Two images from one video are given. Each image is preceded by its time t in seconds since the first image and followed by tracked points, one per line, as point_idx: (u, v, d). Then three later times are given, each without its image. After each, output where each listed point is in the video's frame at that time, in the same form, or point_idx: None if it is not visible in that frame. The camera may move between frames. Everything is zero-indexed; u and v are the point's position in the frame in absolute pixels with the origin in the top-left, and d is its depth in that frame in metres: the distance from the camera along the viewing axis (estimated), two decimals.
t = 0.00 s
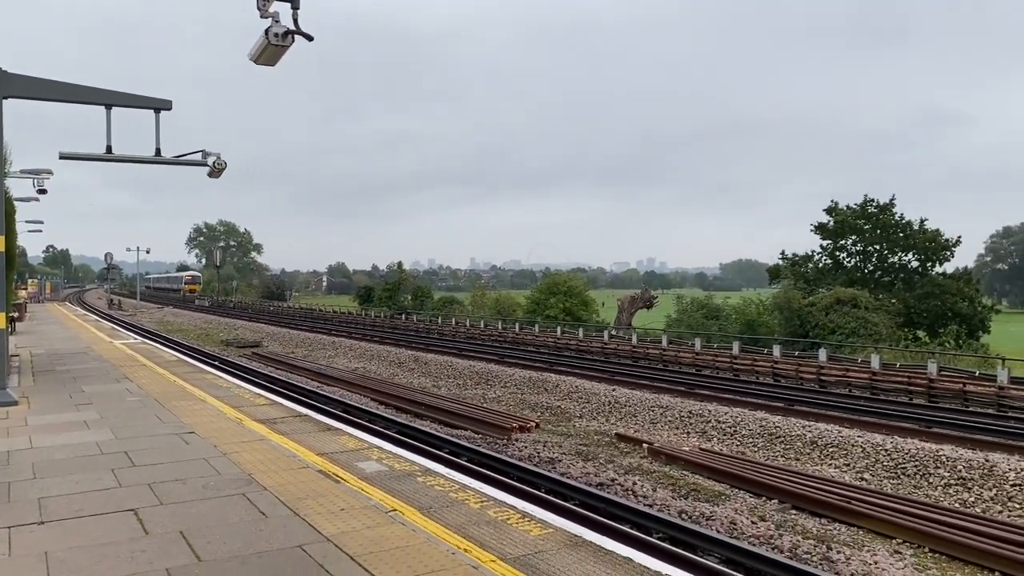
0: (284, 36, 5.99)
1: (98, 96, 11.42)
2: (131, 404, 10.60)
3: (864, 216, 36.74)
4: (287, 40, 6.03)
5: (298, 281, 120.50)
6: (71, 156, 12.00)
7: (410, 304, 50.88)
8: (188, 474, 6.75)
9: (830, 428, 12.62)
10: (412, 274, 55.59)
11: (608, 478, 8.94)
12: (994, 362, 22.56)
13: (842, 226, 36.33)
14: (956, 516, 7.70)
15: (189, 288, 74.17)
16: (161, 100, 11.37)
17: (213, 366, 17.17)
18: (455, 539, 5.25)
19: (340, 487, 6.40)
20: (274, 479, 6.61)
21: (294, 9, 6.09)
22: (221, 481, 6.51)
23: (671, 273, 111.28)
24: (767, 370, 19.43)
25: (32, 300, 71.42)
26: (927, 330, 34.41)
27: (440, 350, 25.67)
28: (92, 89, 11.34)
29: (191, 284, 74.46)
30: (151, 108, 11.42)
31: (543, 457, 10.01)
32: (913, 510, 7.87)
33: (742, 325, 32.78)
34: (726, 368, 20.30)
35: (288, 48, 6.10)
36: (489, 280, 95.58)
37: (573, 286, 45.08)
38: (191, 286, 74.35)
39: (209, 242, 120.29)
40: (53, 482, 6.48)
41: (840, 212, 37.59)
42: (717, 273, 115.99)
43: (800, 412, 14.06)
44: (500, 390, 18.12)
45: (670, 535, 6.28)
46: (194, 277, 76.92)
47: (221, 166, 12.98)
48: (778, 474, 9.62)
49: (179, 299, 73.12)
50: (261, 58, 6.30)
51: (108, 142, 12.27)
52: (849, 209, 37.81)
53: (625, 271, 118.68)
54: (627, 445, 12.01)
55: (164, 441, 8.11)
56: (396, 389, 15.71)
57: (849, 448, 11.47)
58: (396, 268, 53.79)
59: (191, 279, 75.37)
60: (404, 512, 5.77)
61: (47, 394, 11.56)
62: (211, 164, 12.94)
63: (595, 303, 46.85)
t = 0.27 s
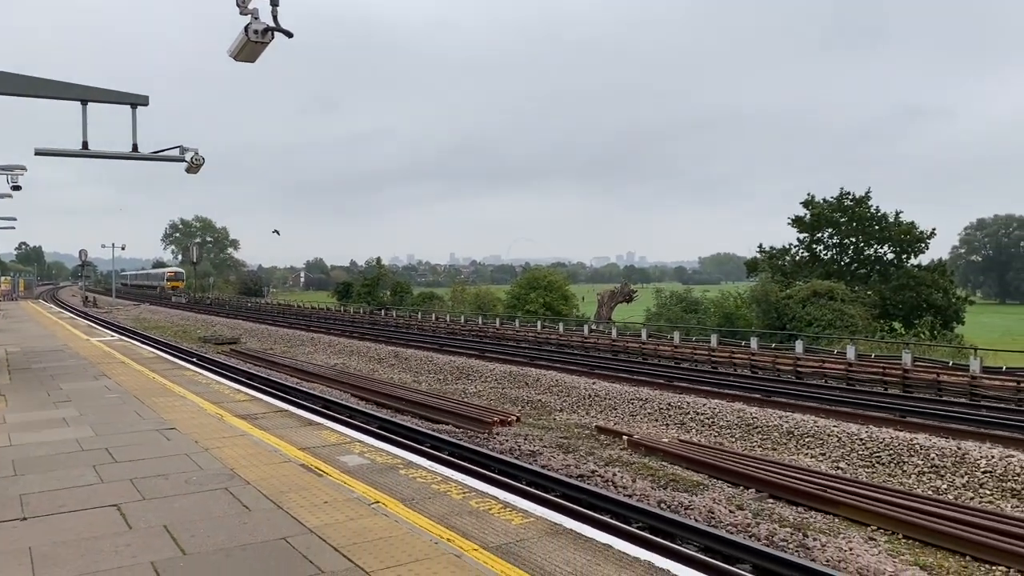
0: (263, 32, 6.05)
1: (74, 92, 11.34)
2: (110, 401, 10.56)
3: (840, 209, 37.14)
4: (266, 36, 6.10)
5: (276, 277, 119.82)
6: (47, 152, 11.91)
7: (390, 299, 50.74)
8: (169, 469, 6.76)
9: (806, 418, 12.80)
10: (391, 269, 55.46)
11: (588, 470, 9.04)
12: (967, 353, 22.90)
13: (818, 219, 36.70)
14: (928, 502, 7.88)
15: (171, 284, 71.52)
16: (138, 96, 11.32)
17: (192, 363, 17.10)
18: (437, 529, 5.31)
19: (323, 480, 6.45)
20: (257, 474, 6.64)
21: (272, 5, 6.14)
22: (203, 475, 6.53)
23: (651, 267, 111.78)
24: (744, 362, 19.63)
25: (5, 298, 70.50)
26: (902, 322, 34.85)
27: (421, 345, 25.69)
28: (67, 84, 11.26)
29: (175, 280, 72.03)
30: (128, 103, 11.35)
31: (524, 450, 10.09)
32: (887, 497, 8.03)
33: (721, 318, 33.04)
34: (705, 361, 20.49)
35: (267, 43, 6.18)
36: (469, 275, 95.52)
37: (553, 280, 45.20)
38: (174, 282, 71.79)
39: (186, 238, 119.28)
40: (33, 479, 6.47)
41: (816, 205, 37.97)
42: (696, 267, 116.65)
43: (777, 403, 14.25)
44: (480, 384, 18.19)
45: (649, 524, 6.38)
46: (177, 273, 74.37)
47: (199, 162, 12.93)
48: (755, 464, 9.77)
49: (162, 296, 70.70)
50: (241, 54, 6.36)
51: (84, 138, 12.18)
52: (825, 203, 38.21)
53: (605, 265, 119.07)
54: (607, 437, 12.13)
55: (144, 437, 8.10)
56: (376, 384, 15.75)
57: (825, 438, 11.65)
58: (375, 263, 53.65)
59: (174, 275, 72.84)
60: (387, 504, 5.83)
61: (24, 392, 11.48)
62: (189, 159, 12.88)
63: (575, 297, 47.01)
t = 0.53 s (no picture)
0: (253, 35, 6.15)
1: (57, 92, 11.29)
2: (96, 402, 10.53)
3: (821, 206, 37.45)
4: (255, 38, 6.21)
5: (259, 276, 119.28)
6: (30, 153, 11.84)
7: (375, 297, 50.67)
8: (159, 470, 6.77)
9: (790, 414, 12.95)
10: (376, 267, 55.38)
11: (575, 467, 9.12)
12: (947, 348, 23.21)
13: (800, 216, 37.00)
14: (910, 496, 8.01)
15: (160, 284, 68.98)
16: (122, 96, 11.29)
17: (177, 363, 17.05)
18: (428, 527, 5.37)
19: (313, 480, 6.48)
20: (247, 474, 6.67)
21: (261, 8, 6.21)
22: (192, 476, 6.55)
23: (635, 264, 112.15)
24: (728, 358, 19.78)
25: None
26: (884, 317, 35.20)
27: (407, 343, 25.71)
28: (51, 85, 11.21)
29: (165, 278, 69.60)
30: (112, 103, 11.31)
31: (511, 447, 10.16)
32: (869, 491, 8.16)
33: (705, 314, 33.24)
34: (689, 357, 20.64)
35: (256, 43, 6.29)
36: (453, 273, 95.45)
37: (537, 278, 45.29)
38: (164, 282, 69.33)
39: (168, 237, 118.47)
40: (22, 481, 6.47)
41: (799, 202, 38.28)
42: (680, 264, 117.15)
43: (761, 399, 14.38)
44: (466, 382, 18.23)
45: (636, 520, 6.47)
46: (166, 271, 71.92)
47: (184, 162, 12.90)
48: (740, 460, 9.88)
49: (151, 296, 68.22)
50: (233, 53, 6.47)
51: (68, 139, 12.13)
52: (807, 200, 38.52)
53: (589, 262, 119.34)
54: (593, 434, 12.22)
55: (133, 438, 8.10)
56: (362, 383, 15.77)
57: (808, 433, 11.79)
58: (360, 261, 53.55)
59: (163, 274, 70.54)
60: (378, 503, 5.88)
61: (9, 394, 11.43)
62: (174, 159, 12.86)
63: (560, 294, 47.14)
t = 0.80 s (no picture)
0: (247, 36, 6.30)
1: (46, 93, 11.22)
2: (87, 403, 10.50)
3: (809, 204, 37.62)
4: (249, 40, 6.36)
5: (248, 276, 118.82)
6: (18, 154, 11.77)
7: (364, 297, 50.58)
8: (153, 471, 6.76)
9: (780, 411, 13.03)
10: (365, 267, 55.28)
11: (568, 465, 9.14)
12: (935, 345, 23.39)
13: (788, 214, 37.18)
14: (900, 492, 8.08)
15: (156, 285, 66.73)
16: (112, 96, 11.23)
17: (167, 364, 16.98)
18: (425, 526, 5.39)
19: (309, 479, 6.49)
20: (242, 474, 6.67)
21: (256, 10, 6.36)
22: (188, 476, 6.55)
23: (624, 262, 112.37)
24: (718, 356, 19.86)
25: None
26: (872, 314, 35.42)
27: (397, 343, 25.69)
28: (39, 85, 11.14)
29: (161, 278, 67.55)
30: (101, 104, 11.26)
31: (504, 446, 10.18)
32: (860, 487, 8.23)
33: (694, 313, 33.35)
34: (679, 355, 20.72)
35: (250, 46, 6.42)
36: (443, 272, 95.35)
37: (527, 276, 45.31)
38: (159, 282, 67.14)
39: (155, 237, 117.85)
40: (16, 482, 6.45)
41: (787, 200, 38.46)
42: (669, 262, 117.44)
43: (751, 397, 14.45)
44: (457, 381, 18.25)
45: (630, 518, 6.50)
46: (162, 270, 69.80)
47: (174, 162, 12.85)
48: (732, 457, 9.93)
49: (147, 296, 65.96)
50: (224, 56, 6.62)
51: (57, 139, 12.06)
52: (795, 198, 38.71)
53: (579, 261, 119.49)
54: (585, 432, 12.26)
55: (126, 439, 8.08)
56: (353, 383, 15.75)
57: (798, 430, 11.86)
58: (349, 261, 53.44)
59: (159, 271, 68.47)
60: (374, 502, 5.89)
61: None
62: (165, 159, 12.81)
63: (549, 293, 47.18)
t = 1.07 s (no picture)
0: (246, 36, 6.43)
1: (41, 93, 11.21)
2: (83, 403, 10.50)
3: (802, 204, 37.77)
4: (249, 40, 6.48)
5: (240, 277, 118.55)
6: (13, 154, 11.75)
7: (358, 298, 50.55)
8: (152, 470, 6.77)
9: (774, 411, 13.08)
10: (358, 268, 55.23)
11: (564, 465, 9.18)
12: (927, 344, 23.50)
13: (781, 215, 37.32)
14: (894, 490, 8.14)
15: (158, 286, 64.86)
16: (107, 96, 11.22)
17: (161, 364, 16.97)
18: (423, 524, 5.42)
19: (307, 479, 6.51)
20: (240, 473, 6.69)
21: (254, 11, 6.48)
22: (186, 476, 6.56)
23: (617, 263, 112.52)
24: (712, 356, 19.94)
25: None
26: (864, 314, 35.58)
27: (392, 343, 25.71)
28: (34, 85, 11.12)
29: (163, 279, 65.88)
30: (96, 104, 11.25)
31: (500, 446, 10.21)
32: (854, 485, 8.29)
33: (687, 313, 33.45)
34: (674, 355, 20.79)
35: (250, 47, 6.55)
36: (436, 273, 95.38)
37: (521, 277, 45.34)
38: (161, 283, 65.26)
39: (147, 237, 117.49)
40: (15, 482, 6.45)
41: (780, 200, 38.61)
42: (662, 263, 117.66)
43: (746, 396, 14.51)
44: (452, 381, 18.28)
45: (626, 517, 6.54)
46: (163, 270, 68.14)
47: (169, 162, 12.85)
48: (727, 456, 9.98)
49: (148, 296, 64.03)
50: (222, 57, 6.73)
51: (52, 139, 12.05)
52: (788, 198, 38.85)
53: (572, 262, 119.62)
54: (580, 432, 12.29)
55: (123, 439, 8.09)
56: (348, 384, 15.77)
57: (792, 429, 11.92)
58: (342, 262, 53.38)
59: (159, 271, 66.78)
60: (373, 501, 5.92)
61: None
62: (160, 160, 12.80)
63: (543, 293, 47.22)
